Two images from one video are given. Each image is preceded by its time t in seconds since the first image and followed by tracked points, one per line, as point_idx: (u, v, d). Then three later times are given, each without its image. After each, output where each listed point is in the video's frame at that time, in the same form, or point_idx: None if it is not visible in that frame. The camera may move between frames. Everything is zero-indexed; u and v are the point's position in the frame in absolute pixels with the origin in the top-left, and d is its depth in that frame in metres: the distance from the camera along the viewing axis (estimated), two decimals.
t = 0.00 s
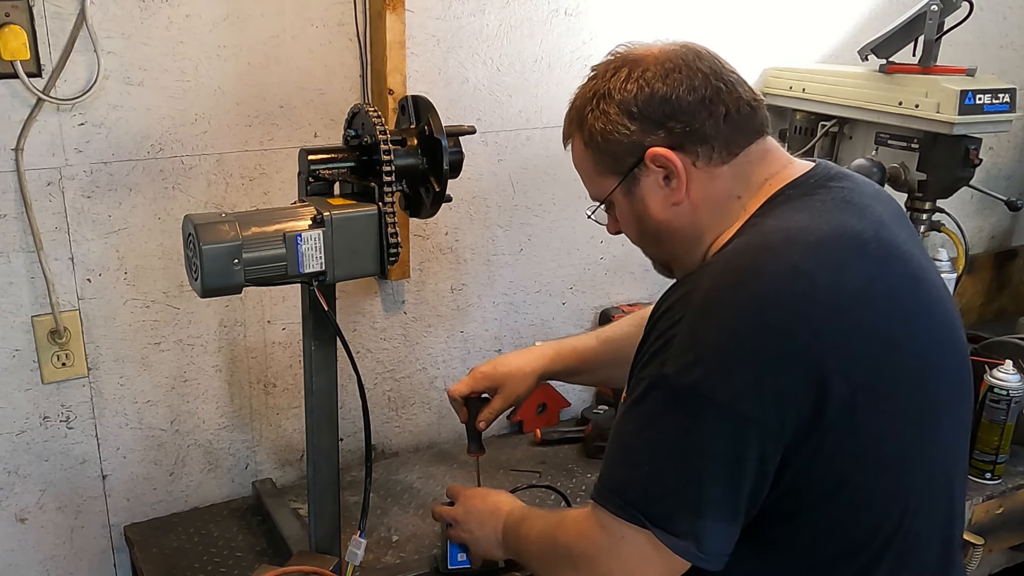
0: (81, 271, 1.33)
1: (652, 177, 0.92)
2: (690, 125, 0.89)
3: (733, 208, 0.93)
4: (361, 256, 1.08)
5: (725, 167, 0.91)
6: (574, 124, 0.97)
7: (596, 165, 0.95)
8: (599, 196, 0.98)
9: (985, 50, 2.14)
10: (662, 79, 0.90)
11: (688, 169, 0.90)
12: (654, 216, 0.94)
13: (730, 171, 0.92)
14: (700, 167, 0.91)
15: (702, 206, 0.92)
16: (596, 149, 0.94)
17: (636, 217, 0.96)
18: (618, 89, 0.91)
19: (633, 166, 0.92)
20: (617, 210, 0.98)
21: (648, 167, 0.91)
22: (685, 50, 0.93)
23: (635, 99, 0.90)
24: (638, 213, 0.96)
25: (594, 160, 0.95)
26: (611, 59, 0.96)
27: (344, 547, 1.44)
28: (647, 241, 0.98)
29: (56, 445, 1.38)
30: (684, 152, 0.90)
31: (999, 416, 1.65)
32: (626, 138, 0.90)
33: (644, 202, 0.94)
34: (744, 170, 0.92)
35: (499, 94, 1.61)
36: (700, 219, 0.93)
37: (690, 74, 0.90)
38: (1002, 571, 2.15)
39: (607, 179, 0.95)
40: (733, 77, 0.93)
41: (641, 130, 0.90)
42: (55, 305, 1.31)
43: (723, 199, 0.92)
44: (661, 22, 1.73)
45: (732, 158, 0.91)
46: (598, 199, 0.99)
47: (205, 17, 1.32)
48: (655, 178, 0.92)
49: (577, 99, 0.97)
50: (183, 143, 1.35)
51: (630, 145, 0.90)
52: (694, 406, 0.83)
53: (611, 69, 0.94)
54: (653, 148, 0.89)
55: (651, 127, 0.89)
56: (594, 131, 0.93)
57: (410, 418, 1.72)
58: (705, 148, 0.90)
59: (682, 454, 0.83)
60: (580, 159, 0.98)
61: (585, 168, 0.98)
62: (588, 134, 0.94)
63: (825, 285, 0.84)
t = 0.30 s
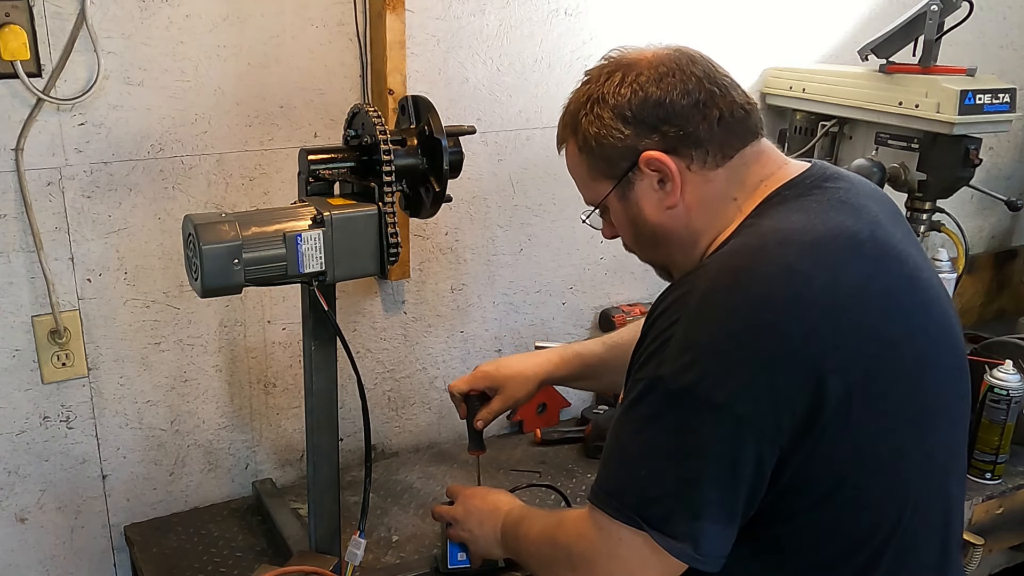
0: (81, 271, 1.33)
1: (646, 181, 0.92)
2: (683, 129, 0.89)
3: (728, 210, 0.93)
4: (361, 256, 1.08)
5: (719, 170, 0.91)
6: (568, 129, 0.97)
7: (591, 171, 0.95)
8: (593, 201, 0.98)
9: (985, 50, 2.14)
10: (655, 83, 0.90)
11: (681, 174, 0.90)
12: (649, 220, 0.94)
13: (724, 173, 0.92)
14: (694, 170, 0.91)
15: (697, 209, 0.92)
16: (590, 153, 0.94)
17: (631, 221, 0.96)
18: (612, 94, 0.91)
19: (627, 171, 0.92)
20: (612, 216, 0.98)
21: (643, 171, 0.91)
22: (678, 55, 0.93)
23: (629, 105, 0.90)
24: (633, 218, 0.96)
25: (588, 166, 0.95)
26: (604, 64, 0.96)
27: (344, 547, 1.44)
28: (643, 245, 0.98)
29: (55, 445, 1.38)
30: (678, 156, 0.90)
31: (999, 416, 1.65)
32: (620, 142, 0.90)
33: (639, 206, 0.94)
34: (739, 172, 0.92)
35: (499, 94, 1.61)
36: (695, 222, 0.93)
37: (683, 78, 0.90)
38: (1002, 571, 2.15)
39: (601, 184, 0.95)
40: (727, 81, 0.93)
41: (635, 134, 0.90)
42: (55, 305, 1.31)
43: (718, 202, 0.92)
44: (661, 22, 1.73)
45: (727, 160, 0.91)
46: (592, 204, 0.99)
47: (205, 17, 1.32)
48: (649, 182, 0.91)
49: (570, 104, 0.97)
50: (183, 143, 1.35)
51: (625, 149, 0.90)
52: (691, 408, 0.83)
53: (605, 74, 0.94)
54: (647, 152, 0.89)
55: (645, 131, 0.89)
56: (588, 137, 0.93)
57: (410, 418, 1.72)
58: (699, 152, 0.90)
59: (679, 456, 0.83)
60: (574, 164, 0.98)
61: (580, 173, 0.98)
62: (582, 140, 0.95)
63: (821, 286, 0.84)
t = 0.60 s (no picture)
0: (81, 271, 1.33)
1: (652, 178, 0.92)
2: (691, 127, 0.89)
3: (733, 209, 0.93)
4: (361, 257, 1.08)
5: (726, 169, 0.91)
6: (575, 122, 0.97)
7: (597, 164, 0.95)
8: (599, 194, 0.98)
9: (985, 50, 2.14)
10: (666, 78, 0.90)
11: (688, 171, 0.90)
12: (654, 216, 0.94)
13: (731, 172, 0.92)
14: (701, 168, 0.90)
15: (702, 208, 0.92)
16: (597, 146, 0.94)
17: (635, 217, 0.96)
18: (621, 88, 0.91)
19: (634, 166, 0.92)
20: (617, 210, 0.98)
21: (649, 168, 0.91)
22: (690, 50, 0.93)
23: (638, 99, 0.89)
24: (638, 213, 0.96)
25: (594, 159, 0.95)
26: (615, 57, 0.96)
27: (344, 547, 1.44)
28: (646, 242, 0.98)
29: (55, 445, 1.38)
30: (685, 153, 0.89)
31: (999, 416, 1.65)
32: (627, 137, 0.90)
33: (644, 202, 0.94)
34: (746, 172, 0.92)
35: (499, 94, 1.61)
36: (699, 221, 0.93)
37: (694, 74, 0.90)
38: (1002, 571, 2.15)
39: (608, 178, 0.95)
40: (737, 79, 0.92)
41: (643, 130, 0.90)
42: (55, 305, 1.31)
43: (724, 201, 0.92)
44: (661, 22, 1.73)
45: (734, 160, 0.91)
46: (597, 198, 0.99)
47: (205, 17, 1.32)
48: (656, 179, 0.91)
49: (578, 95, 0.97)
50: (183, 143, 1.35)
51: (632, 145, 0.90)
52: (693, 411, 0.83)
53: (616, 66, 0.94)
54: (655, 148, 0.89)
55: (653, 127, 0.89)
56: (595, 130, 0.93)
57: (410, 418, 1.72)
58: (706, 150, 0.90)
59: (680, 459, 0.83)
60: (580, 157, 0.98)
61: (586, 166, 0.97)
62: (589, 133, 0.94)
63: (824, 289, 0.84)
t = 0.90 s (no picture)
0: (81, 271, 1.33)
1: (644, 185, 0.92)
2: (681, 133, 0.89)
3: (726, 214, 0.93)
4: (361, 257, 1.08)
5: (717, 173, 0.91)
6: (564, 131, 0.97)
7: (587, 173, 0.95)
8: (591, 203, 0.98)
9: (985, 50, 2.14)
10: (653, 84, 0.89)
11: (679, 178, 0.90)
12: (648, 223, 0.94)
13: (722, 177, 0.92)
14: (693, 173, 0.91)
15: (695, 214, 0.92)
16: (587, 156, 0.94)
17: (629, 224, 0.96)
18: (609, 96, 0.91)
19: (625, 174, 0.92)
20: (609, 218, 0.99)
21: (641, 175, 0.91)
22: (675, 55, 0.93)
23: (626, 107, 0.89)
24: (631, 221, 0.96)
25: (585, 168, 0.95)
26: (601, 63, 0.95)
27: (344, 547, 1.44)
28: (640, 248, 0.99)
29: (55, 445, 1.38)
30: (676, 159, 0.90)
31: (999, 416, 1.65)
32: (617, 146, 0.90)
33: (637, 209, 0.94)
34: (737, 176, 0.92)
35: (499, 93, 1.61)
36: (693, 227, 0.93)
37: (682, 80, 0.90)
38: (1002, 571, 2.15)
39: (599, 187, 0.95)
40: (725, 81, 0.92)
41: (632, 137, 0.90)
42: (55, 305, 1.32)
43: (716, 207, 0.92)
44: (661, 22, 1.73)
45: (725, 164, 0.91)
46: (588, 206, 1.00)
47: (205, 17, 1.32)
48: (647, 185, 0.92)
49: (567, 104, 0.97)
50: (183, 143, 1.35)
51: (622, 152, 0.90)
52: (691, 420, 0.83)
53: (602, 73, 0.94)
54: (645, 156, 0.89)
55: (643, 135, 0.89)
56: (584, 139, 0.93)
57: (410, 418, 1.72)
58: (698, 155, 0.90)
59: (679, 469, 0.83)
60: (570, 166, 0.98)
61: (576, 175, 0.98)
62: (579, 142, 0.94)
63: (820, 296, 0.84)
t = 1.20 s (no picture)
0: (81, 271, 1.33)
1: (638, 188, 0.92)
2: (674, 135, 0.89)
3: (721, 216, 0.93)
4: (361, 257, 1.08)
5: (712, 175, 0.91)
6: (557, 135, 0.98)
7: (582, 177, 0.95)
8: (586, 207, 0.99)
9: (985, 50, 2.14)
10: (645, 87, 0.89)
11: (673, 180, 0.90)
12: (643, 225, 0.95)
13: (716, 178, 0.92)
14: (687, 175, 0.90)
15: (690, 216, 0.92)
16: (581, 160, 0.94)
17: (624, 227, 0.97)
18: (601, 100, 0.91)
19: (619, 177, 0.92)
20: (604, 222, 0.99)
21: (635, 178, 0.91)
22: (667, 57, 0.93)
23: (619, 110, 0.90)
24: (626, 224, 0.96)
25: (579, 173, 0.95)
26: (593, 67, 0.95)
27: (344, 547, 1.44)
28: (635, 252, 0.99)
29: (55, 445, 1.38)
30: (670, 161, 0.90)
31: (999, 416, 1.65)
32: (611, 149, 0.90)
33: (632, 211, 0.94)
34: (732, 177, 0.92)
35: (499, 94, 1.61)
36: (689, 229, 0.93)
37: (674, 81, 0.90)
38: (1002, 571, 2.15)
39: (593, 191, 0.95)
40: (718, 82, 0.92)
41: (626, 140, 0.90)
42: (55, 305, 1.32)
43: (711, 209, 0.92)
44: (661, 22, 1.73)
45: (719, 166, 0.91)
46: (583, 210, 1.00)
47: (205, 17, 1.32)
48: (642, 188, 0.92)
49: (559, 107, 0.97)
50: (183, 143, 1.35)
51: (616, 156, 0.90)
52: (689, 424, 0.83)
53: (594, 77, 0.94)
54: (639, 158, 0.89)
55: (636, 138, 0.89)
56: (578, 143, 0.93)
57: (410, 418, 1.72)
58: (692, 156, 0.90)
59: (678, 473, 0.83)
60: (564, 170, 0.98)
61: (570, 179, 0.98)
62: (573, 146, 0.94)
63: (817, 299, 0.84)
